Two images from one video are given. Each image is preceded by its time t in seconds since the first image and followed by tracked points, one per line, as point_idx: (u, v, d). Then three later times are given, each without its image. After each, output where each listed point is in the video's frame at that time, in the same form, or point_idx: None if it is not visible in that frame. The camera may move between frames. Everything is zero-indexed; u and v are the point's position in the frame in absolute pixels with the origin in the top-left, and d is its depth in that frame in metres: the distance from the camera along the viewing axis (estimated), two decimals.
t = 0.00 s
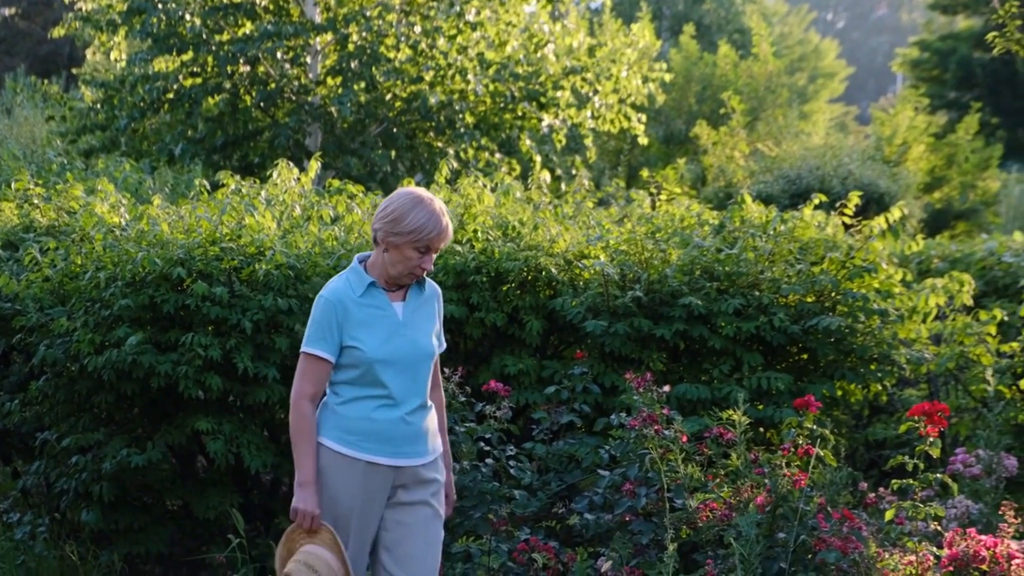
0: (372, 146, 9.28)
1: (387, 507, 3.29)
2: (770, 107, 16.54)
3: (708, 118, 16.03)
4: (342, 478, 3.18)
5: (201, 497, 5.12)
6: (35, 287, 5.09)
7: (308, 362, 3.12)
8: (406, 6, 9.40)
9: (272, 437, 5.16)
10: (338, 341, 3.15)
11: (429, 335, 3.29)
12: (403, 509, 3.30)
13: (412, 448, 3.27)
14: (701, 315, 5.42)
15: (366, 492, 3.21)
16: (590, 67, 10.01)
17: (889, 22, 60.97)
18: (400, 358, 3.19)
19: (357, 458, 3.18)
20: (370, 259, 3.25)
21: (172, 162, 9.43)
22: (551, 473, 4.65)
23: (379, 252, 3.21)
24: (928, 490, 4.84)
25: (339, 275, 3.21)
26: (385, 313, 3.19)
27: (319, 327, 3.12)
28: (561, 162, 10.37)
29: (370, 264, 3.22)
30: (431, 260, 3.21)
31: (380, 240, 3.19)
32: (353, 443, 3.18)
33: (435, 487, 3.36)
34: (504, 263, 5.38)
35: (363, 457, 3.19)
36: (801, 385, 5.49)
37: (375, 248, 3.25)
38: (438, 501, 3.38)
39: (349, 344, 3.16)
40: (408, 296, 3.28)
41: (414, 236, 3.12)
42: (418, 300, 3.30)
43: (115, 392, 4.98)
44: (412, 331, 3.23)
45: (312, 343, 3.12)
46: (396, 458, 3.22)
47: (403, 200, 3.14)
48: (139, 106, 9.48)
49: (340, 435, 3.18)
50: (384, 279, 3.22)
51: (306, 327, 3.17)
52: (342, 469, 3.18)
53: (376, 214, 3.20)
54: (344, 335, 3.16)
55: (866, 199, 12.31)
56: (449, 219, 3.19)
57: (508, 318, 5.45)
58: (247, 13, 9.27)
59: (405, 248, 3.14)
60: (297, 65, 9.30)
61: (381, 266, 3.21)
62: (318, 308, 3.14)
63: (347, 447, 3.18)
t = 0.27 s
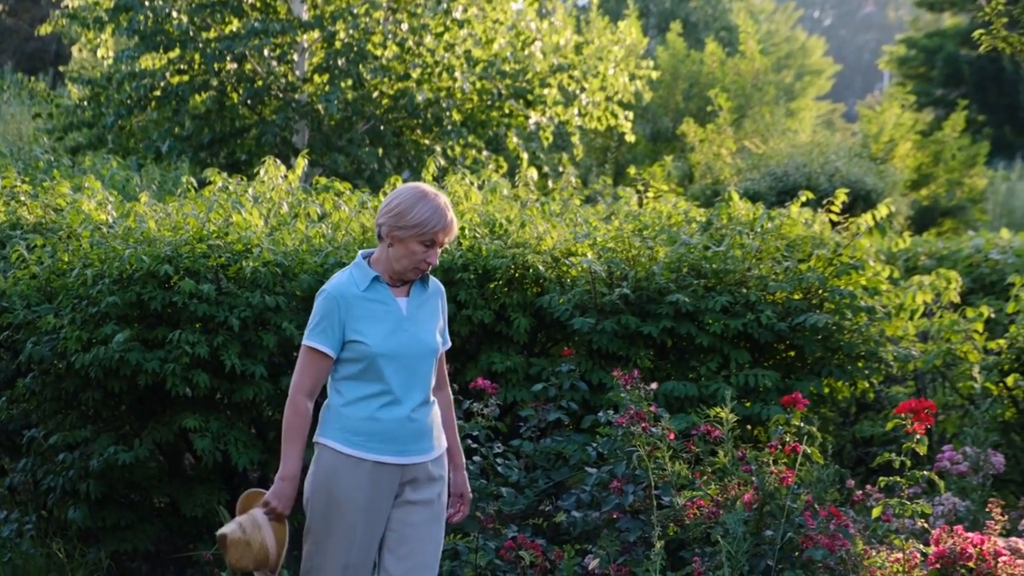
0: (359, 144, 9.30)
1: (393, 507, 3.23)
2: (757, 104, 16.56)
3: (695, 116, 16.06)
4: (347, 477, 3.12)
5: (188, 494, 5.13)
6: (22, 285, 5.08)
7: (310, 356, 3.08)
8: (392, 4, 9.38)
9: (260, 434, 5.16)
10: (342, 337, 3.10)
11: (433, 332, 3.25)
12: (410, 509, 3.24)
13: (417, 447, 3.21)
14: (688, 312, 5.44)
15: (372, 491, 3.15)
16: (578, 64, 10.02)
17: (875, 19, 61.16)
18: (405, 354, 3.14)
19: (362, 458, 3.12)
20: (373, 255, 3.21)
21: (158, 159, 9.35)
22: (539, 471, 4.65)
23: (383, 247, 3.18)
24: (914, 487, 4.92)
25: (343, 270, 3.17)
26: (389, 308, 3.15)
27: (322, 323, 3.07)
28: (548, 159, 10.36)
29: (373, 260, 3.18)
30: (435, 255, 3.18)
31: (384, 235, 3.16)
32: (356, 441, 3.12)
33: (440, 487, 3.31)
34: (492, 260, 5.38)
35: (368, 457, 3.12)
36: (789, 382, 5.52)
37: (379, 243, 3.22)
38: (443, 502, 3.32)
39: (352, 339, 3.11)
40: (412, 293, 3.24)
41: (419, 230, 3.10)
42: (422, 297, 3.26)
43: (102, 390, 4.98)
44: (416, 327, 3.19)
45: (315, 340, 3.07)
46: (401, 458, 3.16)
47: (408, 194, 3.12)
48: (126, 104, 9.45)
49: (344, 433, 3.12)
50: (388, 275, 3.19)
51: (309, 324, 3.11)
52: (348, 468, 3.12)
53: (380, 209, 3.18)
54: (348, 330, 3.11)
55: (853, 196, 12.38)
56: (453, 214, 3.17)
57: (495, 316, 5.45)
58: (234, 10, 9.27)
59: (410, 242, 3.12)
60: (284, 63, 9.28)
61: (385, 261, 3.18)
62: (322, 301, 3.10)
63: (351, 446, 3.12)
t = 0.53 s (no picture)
0: (345, 143, 9.28)
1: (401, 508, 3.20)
2: (743, 103, 16.60)
3: (682, 115, 16.10)
4: (355, 476, 3.11)
5: (175, 492, 5.12)
6: (8, 283, 5.06)
7: (316, 352, 3.07)
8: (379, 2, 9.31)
9: (246, 433, 5.17)
10: (349, 334, 3.09)
11: (441, 329, 3.23)
12: (419, 511, 3.22)
13: (425, 445, 3.19)
14: (675, 311, 5.45)
15: (380, 491, 3.13)
16: (564, 63, 10.03)
17: (862, 19, 61.35)
18: (413, 350, 3.13)
19: (370, 457, 3.10)
20: (381, 252, 3.21)
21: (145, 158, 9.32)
22: (526, 470, 4.67)
23: (390, 244, 3.17)
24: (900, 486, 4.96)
25: (350, 267, 3.17)
26: (396, 305, 3.14)
27: (329, 320, 3.07)
28: (535, 158, 10.36)
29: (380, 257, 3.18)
30: (443, 251, 3.17)
31: (391, 231, 3.15)
32: (364, 439, 3.10)
33: (449, 489, 3.29)
34: (479, 259, 5.39)
35: (377, 457, 3.11)
36: (775, 381, 5.54)
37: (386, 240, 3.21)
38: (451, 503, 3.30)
39: (358, 335, 3.09)
40: (419, 290, 3.23)
41: (426, 225, 3.09)
42: (429, 294, 3.25)
43: (89, 388, 4.96)
44: (424, 323, 3.17)
45: (322, 337, 3.06)
46: (410, 456, 3.15)
47: (414, 189, 3.11)
48: (112, 102, 9.42)
49: (350, 431, 3.11)
50: (395, 272, 3.18)
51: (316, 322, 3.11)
52: (356, 468, 3.11)
53: (387, 205, 3.17)
54: (354, 326, 3.10)
55: (840, 195, 12.43)
56: (460, 208, 3.16)
57: (482, 315, 5.46)
58: (221, 9, 9.25)
59: (417, 237, 3.11)
60: (272, 61, 9.28)
61: (392, 258, 3.17)
62: (328, 298, 3.09)
63: (358, 444, 3.10)
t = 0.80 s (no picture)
0: (333, 141, 9.27)
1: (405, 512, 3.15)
2: (730, 103, 16.63)
3: (669, 115, 16.12)
4: (362, 478, 3.04)
5: (161, 491, 5.10)
6: None
7: (322, 353, 3.00)
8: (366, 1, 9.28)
9: (232, 432, 5.18)
10: (354, 334, 3.02)
11: (445, 329, 3.18)
12: (424, 513, 3.16)
13: (430, 446, 3.14)
14: (661, 311, 5.46)
15: (387, 495, 3.07)
16: (551, 63, 10.03)
17: (850, 19, 61.53)
18: (418, 351, 3.06)
19: (376, 458, 3.04)
20: (385, 251, 3.15)
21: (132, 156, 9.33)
22: (511, 469, 4.69)
23: (395, 243, 3.11)
24: (886, 487, 5.00)
25: (354, 267, 3.10)
26: (401, 306, 3.08)
27: (334, 320, 3.00)
28: (522, 157, 10.36)
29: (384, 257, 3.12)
30: (448, 251, 3.11)
31: (396, 230, 3.09)
32: (370, 441, 3.04)
33: (452, 491, 3.24)
34: (465, 258, 5.40)
35: (383, 457, 3.05)
36: (761, 381, 5.56)
37: (390, 240, 3.15)
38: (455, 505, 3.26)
39: (364, 335, 3.03)
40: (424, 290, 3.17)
41: (432, 225, 3.03)
42: (434, 295, 3.19)
43: (74, 386, 4.94)
44: (429, 324, 3.12)
45: (327, 337, 2.99)
46: (416, 456, 3.09)
47: (420, 189, 3.06)
48: (99, 100, 9.39)
49: (356, 433, 3.05)
50: (399, 272, 3.12)
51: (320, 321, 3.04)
52: (364, 469, 3.04)
53: (392, 204, 3.11)
54: (359, 326, 3.03)
55: (826, 195, 12.48)
56: (466, 209, 3.10)
57: (468, 315, 5.46)
58: (208, 7, 9.23)
59: (422, 237, 3.05)
60: (258, 60, 9.27)
61: (397, 258, 3.11)
62: (333, 298, 3.02)
63: (363, 446, 3.04)
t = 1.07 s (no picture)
0: (321, 142, 9.28)
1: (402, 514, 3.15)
2: (718, 103, 16.67)
3: (657, 115, 16.16)
4: (363, 484, 3.03)
5: (148, 491, 5.09)
6: None
7: (323, 359, 2.97)
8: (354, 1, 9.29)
9: (220, 433, 5.17)
10: (354, 340, 3.00)
11: (444, 335, 3.16)
12: (420, 515, 3.17)
13: (430, 450, 3.13)
14: (649, 312, 5.47)
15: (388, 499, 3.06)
16: (539, 63, 10.03)
17: (838, 20, 61.70)
18: (418, 355, 3.05)
19: (377, 464, 3.03)
20: (384, 256, 3.12)
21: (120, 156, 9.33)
22: (499, 469, 4.71)
23: (394, 248, 3.09)
24: (874, 487, 5.01)
25: (353, 272, 3.08)
26: (401, 311, 3.06)
27: (335, 326, 2.97)
28: (510, 158, 10.36)
29: (384, 262, 3.09)
30: (448, 257, 3.09)
31: (396, 235, 3.07)
32: (370, 447, 3.02)
33: (451, 494, 3.24)
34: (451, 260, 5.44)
35: (384, 463, 3.03)
36: (749, 382, 5.57)
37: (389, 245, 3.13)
38: (454, 509, 3.25)
39: (364, 341, 3.01)
40: (422, 296, 3.15)
41: (433, 232, 3.00)
42: (432, 300, 3.17)
43: (61, 387, 4.93)
44: (428, 329, 3.10)
45: (328, 344, 2.96)
46: (417, 461, 3.08)
47: (420, 194, 3.03)
48: (87, 100, 9.37)
49: (356, 439, 3.03)
50: (399, 277, 3.09)
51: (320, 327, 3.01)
52: (365, 476, 3.03)
53: (392, 209, 3.09)
54: (359, 332, 3.01)
55: (814, 196, 12.52)
56: (466, 214, 3.08)
57: (456, 316, 5.47)
58: (196, 7, 9.20)
59: (423, 243, 3.02)
60: (246, 60, 9.24)
61: (396, 263, 3.09)
62: (334, 304, 3.00)
63: (364, 452, 3.02)
